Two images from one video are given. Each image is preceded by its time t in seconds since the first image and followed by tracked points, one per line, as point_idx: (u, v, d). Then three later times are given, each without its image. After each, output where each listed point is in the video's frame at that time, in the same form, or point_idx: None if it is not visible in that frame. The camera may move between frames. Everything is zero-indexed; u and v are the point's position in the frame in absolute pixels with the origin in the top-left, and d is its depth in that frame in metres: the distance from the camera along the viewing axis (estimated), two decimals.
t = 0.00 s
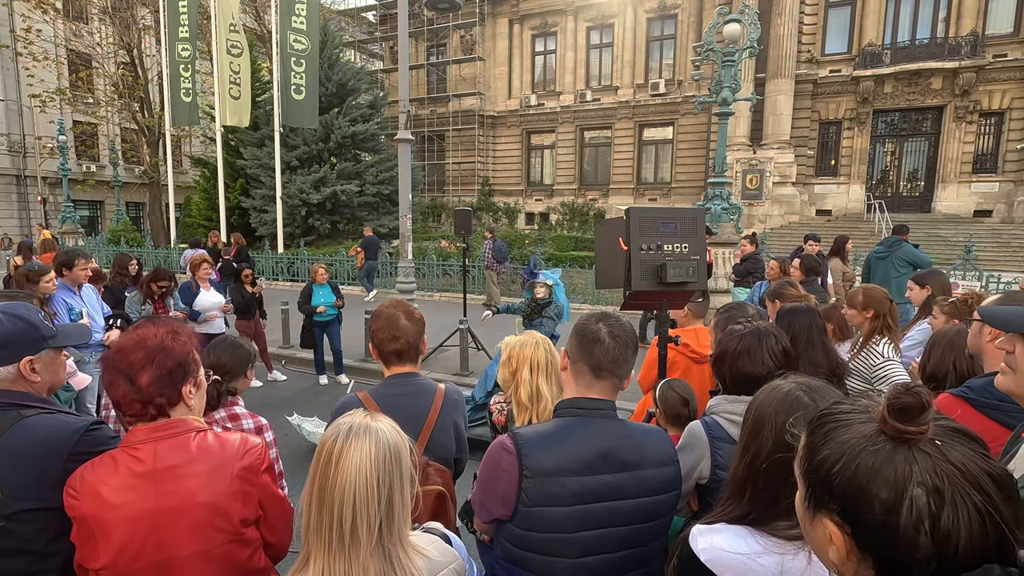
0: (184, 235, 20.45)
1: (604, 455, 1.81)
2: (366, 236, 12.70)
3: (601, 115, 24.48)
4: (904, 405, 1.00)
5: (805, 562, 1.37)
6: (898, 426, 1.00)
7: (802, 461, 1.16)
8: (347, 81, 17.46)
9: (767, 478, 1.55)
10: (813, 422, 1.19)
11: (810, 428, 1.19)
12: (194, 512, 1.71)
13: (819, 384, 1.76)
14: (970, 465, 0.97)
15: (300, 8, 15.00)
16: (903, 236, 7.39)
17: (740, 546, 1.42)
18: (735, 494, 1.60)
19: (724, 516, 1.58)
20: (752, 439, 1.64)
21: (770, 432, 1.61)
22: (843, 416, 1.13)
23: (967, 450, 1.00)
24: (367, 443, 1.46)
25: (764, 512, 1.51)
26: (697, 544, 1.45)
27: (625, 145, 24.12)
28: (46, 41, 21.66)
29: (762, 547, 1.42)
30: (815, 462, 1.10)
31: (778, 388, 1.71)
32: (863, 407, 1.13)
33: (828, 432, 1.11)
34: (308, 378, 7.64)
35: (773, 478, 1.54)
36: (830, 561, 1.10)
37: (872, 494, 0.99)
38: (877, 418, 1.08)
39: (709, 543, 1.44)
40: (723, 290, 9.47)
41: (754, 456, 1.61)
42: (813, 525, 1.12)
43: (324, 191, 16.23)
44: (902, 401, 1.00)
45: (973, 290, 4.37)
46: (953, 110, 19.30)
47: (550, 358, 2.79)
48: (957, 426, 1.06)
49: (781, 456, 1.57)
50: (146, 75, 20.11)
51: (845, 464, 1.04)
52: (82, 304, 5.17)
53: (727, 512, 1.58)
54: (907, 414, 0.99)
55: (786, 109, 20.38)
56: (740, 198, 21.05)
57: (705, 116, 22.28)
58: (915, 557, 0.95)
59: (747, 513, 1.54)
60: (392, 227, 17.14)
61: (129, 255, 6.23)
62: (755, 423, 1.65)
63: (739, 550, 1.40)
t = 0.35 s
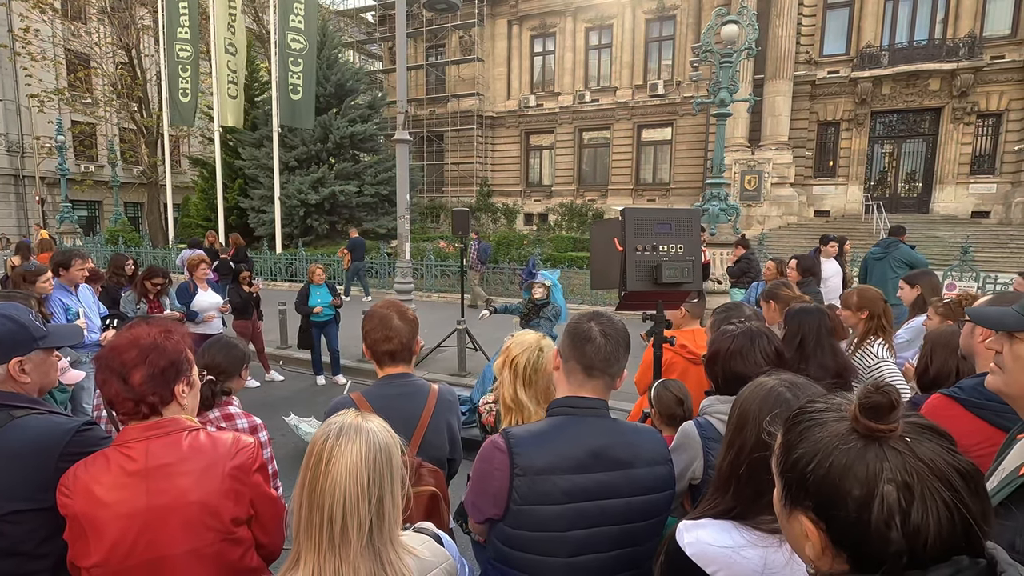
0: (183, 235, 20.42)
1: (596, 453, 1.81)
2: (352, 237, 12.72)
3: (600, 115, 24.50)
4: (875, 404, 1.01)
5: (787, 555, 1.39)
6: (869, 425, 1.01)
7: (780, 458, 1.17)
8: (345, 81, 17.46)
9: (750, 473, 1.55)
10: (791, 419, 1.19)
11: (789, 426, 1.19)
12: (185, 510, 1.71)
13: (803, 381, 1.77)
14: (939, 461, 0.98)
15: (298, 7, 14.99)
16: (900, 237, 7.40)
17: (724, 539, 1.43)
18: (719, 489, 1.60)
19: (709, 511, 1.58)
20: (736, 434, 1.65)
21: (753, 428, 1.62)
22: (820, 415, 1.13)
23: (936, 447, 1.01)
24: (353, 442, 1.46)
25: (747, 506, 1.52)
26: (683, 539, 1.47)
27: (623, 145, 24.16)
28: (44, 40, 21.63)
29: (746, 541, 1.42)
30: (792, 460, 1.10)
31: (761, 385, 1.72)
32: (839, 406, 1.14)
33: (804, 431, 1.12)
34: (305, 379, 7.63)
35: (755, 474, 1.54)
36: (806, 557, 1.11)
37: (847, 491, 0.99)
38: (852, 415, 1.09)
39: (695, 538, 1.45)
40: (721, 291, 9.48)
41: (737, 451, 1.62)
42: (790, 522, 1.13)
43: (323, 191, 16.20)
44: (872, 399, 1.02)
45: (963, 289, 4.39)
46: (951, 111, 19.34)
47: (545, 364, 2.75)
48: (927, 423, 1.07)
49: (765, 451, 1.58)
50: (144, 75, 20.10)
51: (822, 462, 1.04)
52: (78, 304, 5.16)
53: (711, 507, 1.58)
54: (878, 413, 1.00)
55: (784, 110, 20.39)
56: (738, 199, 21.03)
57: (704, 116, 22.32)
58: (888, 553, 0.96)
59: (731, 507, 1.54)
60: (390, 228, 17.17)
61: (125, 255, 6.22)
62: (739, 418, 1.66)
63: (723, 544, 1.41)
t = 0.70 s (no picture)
0: (182, 235, 20.40)
1: (592, 453, 1.82)
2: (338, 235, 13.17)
3: (599, 115, 24.50)
4: (866, 403, 1.02)
5: (776, 549, 1.40)
6: (861, 425, 1.02)
7: (772, 457, 1.18)
8: (344, 81, 17.46)
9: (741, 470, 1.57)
10: (784, 420, 1.20)
11: (781, 426, 1.20)
12: (182, 509, 1.72)
13: (792, 378, 1.78)
14: (929, 460, 0.99)
15: (296, 6, 14.96)
16: (897, 238, 7.42)
17: (715, 534, 1.44)
18: (709, 485, 1.61)
19: (699, 506, 1.59)
20: (727, 430, 1.66)
21: (743, 425, 1.63)
22: (811, 414, 1.14)
23: (924, 446, 1.02)
24: (350, 442, 1.47)
25: (738, 501, 1.53)
26: (673, 533, 1.47)
27: (622, 145, 24.19)
28: (42, 40, 21.60)
29: (735, 535, 1.44)
30: (784, 461, 1.11)
31: (752, 381, 1.73)
32: (830, 404, 1.15)
33: (795, 431, 1.13)
34: (303, 379, 7.63)
35: (746, 472, 1.55)
36: (799, 555, 1.12)
37: (839, 491, 1.00)
38: (844, 415, 1.09)
39: (685, 533, 1.46)
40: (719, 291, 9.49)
41: (728, 448, 1.63)
42: (783, 521, 1.13)
43: (322, 191, 16.19)
44: (863, 400, 1.02)
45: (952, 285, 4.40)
46: (949, 112, 19.38)
47: (534, 363, 2.76)
48: (917, 421, 1.08)
49: (755, 448, 1.59)
50: (142, 75, 20.08)
51: (814, 462, 1.05)
52: (76, 304, 5.17)
53: (702, 502, 1.59)
54: (869, 412, 1.02)
55: (783, 110, 20.43)
56: (737, 199, 21.01)
57: (703, 116, 22.34)
58: (880, 551, 0.96)
59: (721, 502, 1.55)
60: (389, 228, 17.19)
61: (122, 255, 6.23)
62: (729, 415, 1.67)
63: (713, 539, 1.42)
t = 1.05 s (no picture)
0: (181, 235, 20.38)
1: (592, 452, 1.82)
2: (330, 236, 12.59)
3: (598, 115, 24.50)
4: (872, 404, 1.02)
5: (773, 546, 1.41)
6: (868, 425, 1.02)
7: (775, 456, 1.18)
8: (343, 81, 17.44)
9: (739, 467, 1.58)
10: (786, 420, 1.20)
11: (783, 426, 1.20)
12: (183, 507, 1.72)
13: (789, 376, 1.79)
14: (935, 460, 0.99)
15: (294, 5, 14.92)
16: (895, 238, 7.43)
17: (713, 531, 1.44)
18: (708, 483, 1.62)
19: (699, 504, 1.59)
20: (725, 428, 1.67)
21: (743, 422, 1.64)
22: (815, 414, 1.14)
23: (931, 447, 1.02)
24: (354, 443, 1.47)
25: (737, 499, 1.53)
26: (672, 531, 1.47)
27: (621, 145, 24.21)
28: (40, 39, 21.57)
29: (733, 533, 1.44)
30: (788, 460, 1.11)
31: (750, 380, 1.73)
32: (833, 403, 1.16)
33: (800, 431, 1.13)
34: (302, 379, 7.64)
35: (745, 470, 1.55)
36: (803, 555, 1.12)
37: (844, 491, 1.00)
38: (848, 414, 1.09)
39: (685, 531, 1.46)
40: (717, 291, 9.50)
41: (727, 446, 1.63)
42: (786, 520, 1.14)
43: (320, 191, 16.16)
44: (870, 400, 1.02)
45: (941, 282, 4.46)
46: (948, 112, 19.41)
47: (533, 353, 2.81)
48: (922, 422, 1.08)
49: (755, 447, 1.59)
50: (141, 75, 20.07)
51: (818, 462, 1.05)
52: (74, 304, 5.17)
53: (701, 501, 1.59)
54: (875, 413, 1.01)
55: (782, 110, 20.48)
56: (735, 199, 20.95)
57: (702, 116, 22.36)
58: (885, 551, 0.96)
59: (721, 501, 1.55)
60: (388, 228, 17.20)
61: (121, 255, 6.23)
62: (727, 413, 1.67)
63: (712, 536, 1.43)
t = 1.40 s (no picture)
0: (179, 234, 20.38)
1: (587, 450, 1.81)
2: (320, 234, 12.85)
3: (597, 115, 24.49)
4: (873, 400, 1.00)
5: (770, 543, 1.40)
6: (868, 422, 1.00)
7: (774, 452, 1.17)
8: (342, 80, 17.40)
9: (734, 463, 1.57)
10: (784, 416, 1.18)
11: (781, 423, 1.18)
12: (175, 506, 1.71)
13: (784, 373, 1.78)
14: (936, 456, 0.98)
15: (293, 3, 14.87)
16: (893, 237, 7.43)
17: (711, 530, 1.43)
18: (704, 481, 1.61)
19: (695, 503, 1.58)
20: (721, 426, 1.66)
21: (739, 419, 1.63)
22: (812, 410, 1.13)
23: (933, 444, 1.00)
24: (346, 441, 1.46)
25: (734, 497, 1.52)
26: (669, 529, 1.46)
27: (620, 145, 24.20)
28: (38, 38, 21.53)
29: (729, 531, 1.43)
30: (787, 458, 1.09)
31: (746, 377, 1.72)
32: (833, 399, 1.14)
33: (798, 428, 1.11)
34: (300, 378, 7.62)
35: (742, 467, 1.54)
36: (802, 553, 1.10)
37: (844, 488, 0.98)
38: (847, 411, 1.08)
39: (681, 529, 1.45)
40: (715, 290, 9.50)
41: (724, 444, 1.62)
42: (784, 518, 1.12)
43: (319, 190, 16.14)
44: (871, 396, 1.01)
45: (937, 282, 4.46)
46: (946, 111, 19.44)
47: (529, 348, 2.79)
48: (922, 419, 1.06)
49: (749, 443, 1.59)
50: (139, 74, 20.03)
51: (817, 460, 1.03)
52: (71, 303, 5.15)
53: (698, 498, 1.58)
54: (878, 410, 0.99)
55: (780, 110, 20.47)
56: (735, 199, 20.69)
57: (700, 116, 22.38)
58: (886, 549, 0.95)
59: (717, 499, 1.55)
60: (387, 227, 17.19)
61: (118, 254, 6.21)
62: (724, 410, 1.66)
63: (708, 534, 1.42)
